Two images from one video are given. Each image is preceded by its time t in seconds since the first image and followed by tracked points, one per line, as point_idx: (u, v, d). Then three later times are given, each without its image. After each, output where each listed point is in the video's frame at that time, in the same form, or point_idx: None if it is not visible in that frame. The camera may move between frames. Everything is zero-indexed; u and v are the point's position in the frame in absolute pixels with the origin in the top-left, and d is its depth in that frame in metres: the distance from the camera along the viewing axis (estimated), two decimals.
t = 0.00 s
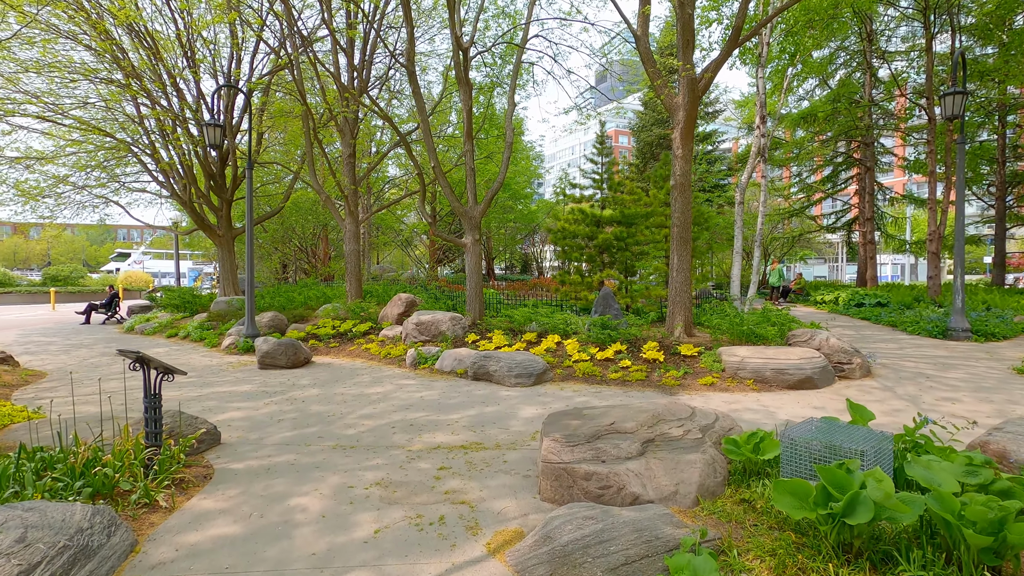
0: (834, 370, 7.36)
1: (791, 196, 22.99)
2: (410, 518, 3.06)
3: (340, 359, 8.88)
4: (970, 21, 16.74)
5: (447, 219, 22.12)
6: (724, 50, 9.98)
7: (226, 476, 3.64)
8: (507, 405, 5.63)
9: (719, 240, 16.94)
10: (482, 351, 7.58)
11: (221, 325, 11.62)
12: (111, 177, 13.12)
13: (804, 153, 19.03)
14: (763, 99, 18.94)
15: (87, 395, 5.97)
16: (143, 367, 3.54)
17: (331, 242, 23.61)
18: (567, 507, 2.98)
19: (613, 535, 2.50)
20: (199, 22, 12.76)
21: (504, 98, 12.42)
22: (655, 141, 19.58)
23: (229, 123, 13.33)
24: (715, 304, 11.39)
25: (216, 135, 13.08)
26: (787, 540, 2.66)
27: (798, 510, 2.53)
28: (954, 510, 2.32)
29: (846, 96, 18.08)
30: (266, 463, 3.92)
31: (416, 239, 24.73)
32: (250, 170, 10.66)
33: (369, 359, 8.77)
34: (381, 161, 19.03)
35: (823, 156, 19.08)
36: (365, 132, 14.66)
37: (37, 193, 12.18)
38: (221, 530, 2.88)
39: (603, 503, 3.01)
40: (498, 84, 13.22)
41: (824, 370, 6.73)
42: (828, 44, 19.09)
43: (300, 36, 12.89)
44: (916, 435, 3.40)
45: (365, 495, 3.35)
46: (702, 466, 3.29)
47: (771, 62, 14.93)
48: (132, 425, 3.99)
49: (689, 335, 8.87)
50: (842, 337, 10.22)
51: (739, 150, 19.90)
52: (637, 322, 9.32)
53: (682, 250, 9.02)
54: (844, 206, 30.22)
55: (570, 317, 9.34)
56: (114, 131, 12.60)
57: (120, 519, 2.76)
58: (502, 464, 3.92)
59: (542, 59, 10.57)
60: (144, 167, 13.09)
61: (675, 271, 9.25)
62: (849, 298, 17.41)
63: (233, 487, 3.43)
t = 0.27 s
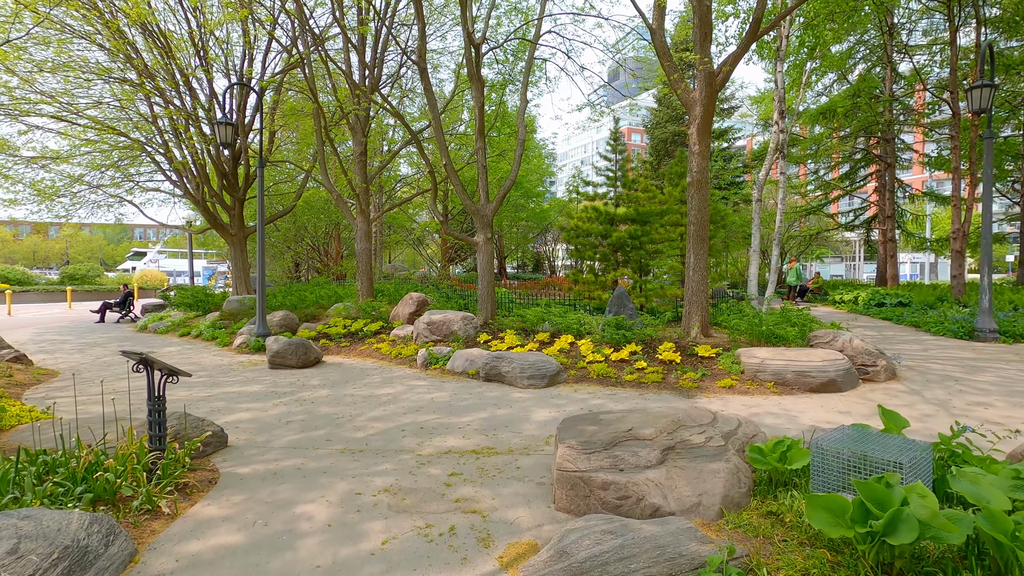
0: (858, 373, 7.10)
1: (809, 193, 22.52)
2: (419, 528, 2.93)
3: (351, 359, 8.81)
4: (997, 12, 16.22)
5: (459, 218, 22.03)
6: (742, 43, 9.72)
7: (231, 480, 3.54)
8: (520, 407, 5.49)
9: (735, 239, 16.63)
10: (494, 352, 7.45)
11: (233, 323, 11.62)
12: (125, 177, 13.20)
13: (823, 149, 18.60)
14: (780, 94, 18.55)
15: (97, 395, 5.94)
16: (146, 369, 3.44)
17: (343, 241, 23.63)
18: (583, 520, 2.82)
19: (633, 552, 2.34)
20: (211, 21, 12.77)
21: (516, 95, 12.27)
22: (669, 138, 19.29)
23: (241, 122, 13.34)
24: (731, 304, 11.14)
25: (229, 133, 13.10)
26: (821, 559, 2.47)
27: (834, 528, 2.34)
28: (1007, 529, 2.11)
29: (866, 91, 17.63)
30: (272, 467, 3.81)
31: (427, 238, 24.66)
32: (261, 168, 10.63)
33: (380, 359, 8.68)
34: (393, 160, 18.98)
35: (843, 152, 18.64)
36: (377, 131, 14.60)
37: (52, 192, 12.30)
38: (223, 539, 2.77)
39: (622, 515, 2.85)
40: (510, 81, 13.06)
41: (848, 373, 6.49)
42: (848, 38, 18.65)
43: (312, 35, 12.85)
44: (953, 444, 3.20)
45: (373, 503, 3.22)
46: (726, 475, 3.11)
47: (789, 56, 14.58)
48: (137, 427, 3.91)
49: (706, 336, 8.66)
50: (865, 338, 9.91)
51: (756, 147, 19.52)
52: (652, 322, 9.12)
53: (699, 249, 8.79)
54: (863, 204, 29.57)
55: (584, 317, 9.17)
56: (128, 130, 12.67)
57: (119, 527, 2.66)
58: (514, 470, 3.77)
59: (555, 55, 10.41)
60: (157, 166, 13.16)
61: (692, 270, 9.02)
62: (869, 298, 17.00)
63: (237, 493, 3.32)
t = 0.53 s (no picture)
0: (883, 375, 6.85)
1: (829, 190, 22.04)
2: (427, 538, 2.80)
3: (362, 358, 8.73)
4: None
5: (471, 216, 21.95)
6: (760, 35, 9.46)
7: (236, 485, 3.45)
8: (533, 410, 5.34)
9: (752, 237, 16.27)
10: (506, 352, 7.31)
11: (246, 323, 11.64)
12: (139, 176, 13.32)
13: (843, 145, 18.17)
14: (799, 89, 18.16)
15: (107, 395, 5.93)
16: (150, 371, 3.37)
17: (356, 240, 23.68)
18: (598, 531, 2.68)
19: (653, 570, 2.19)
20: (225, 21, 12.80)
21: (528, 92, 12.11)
22: (685, 135, 18.98)
23: (253, 121, 13.37)
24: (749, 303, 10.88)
25: (242, 133, 13.13)
26: None
27: (868, 545, 2.17)
28: None
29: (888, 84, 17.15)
30: (279, 471, 3.72)
31: (440, 237, 24.58)
32: (272, 167, 10.61)
33: (391, 359, 8.61)
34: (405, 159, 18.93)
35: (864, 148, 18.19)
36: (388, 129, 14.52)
37: (68, 192, 12.43)
38: (225, 548, 2.67)
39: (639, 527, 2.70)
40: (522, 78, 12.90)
41: (873, 375, 6.25)
42: (869, 31, 18.17)
43: (323, 33, 12.80)
44: (992, 453, 3.00)
45: (380, 510, 3.11)
46: (750, 485, 2.94)
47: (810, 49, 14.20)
48: (143, 429, 3.85)
49: (724, 336, 8.44)
50: (890, 339, 9.59)
51: (773, 143, 19.14)
52: (668, 322, 8.92)
53: (716, 247, 8.58)
54: (884, 201, 28.86)
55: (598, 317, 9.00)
56: (142, 130, 12.77)
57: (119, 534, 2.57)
58: (527, 477, 3.63)
59: (568, 50, 10.25)
60: (171, 166, 13.25)
61: (709, 269, 8.79)
62: (891, 297, 16.56)
63: (241, 498, 3.23)
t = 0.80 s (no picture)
0: (911, 378, 6.57)
1: (850, 186, 21.51)
2: (434, 548, 2.67)
3: (373, 358, 8.66)
4: None
5: (484, 215, 21.85)
6: (781, 27, 9.18)
7: (239, 489, 3.35)
8: (545, 412, 5.19)
9: (771, 235, 15.91)
10: (519, 353, 7.17)
11: (259, 322, 11.66)
12: (155, 176, 13.44)
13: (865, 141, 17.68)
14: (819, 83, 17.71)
15: (118, 393, 5.91)
16: (152, 371, 3.28)
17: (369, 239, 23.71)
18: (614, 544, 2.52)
19: None
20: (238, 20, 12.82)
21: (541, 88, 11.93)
22: (701, 131, 18.64)
23: (267, 120, 13.40)
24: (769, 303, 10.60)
25: (255, 132, 13.16)
26: None
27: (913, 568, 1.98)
28: None
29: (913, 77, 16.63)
30: (284, 474, 3.63)
31: (453, 236, 24.52)
32: (285, 166, 10.59)
33: (402, 358, 8.52)
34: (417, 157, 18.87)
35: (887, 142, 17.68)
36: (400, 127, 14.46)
37: (86, 192, 12.56)
38: (224, 557, 2.57)
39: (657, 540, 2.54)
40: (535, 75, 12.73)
41: (901, 378, 5.98)
42: (893, 22, 17.64)
43: (335, 32, 12.75)
44: None
45: (386, 518, 2.98)
46: (777, 496, 2.76)
47: (831, 41, 13.79)
48: (148, 430, 3.79)
49: (743, 336, 8.21)
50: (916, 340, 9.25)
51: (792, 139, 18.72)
52: (684, 322, 8.70)
53: (735, 245, 8.34)
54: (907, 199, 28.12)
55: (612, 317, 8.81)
56: (158, 130, 12.87)
57: (116, 540, 2.46)
58: (538, 483, 3.48)
59: (581, 45, 10.07)
60: (186, 166, 13.34)
61: (727, 267, 8.55)
62: (915, 296, 16.09)
63: (244, 503, 3.13)
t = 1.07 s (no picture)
0: (942, 382, 6.29)
1: (873, 183, 20.93)
2: (440, 562, 2.55)
3: (386, 358, 8.59)
4: None
5: (498, 214, 21.72)
6: (803, 18, 8.88)
7: (242, 494, 3.27)
8: (558, 416, 5.04)
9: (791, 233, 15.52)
10: (532, 353, 7.03)
11: (273, 320, 11.68)
12: (172, 176, 13.56)
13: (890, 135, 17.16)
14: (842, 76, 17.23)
15: (130, 393, 5.90)
16: (154, 373, 3.21)
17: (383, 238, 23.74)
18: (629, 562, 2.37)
19: None
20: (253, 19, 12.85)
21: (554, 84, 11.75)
22: (718, 127, 18.28)
23: (281, 119, 13.43)
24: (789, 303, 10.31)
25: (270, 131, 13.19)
26: None
27: None
28: None
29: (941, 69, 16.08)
30: (289, 479, 3.54)
31: (467, 234, 24.44)
32: (298, 165, 10.57)
33: (414, 358, 8.43)
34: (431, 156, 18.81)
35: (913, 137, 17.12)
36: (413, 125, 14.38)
37: (105, 191, 12.71)
38: (223, 568, 2.48)
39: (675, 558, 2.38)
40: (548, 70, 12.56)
41: (931, 383, 5.71)
42: (920, 13, 17.08)
43: (348, 29, 12.71)
44: None
45: (391, 528, 2.87)
46: (804, 511, 2.58)
47: (855, 32, 13.37)
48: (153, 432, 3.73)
49: (763, 337, 7.96)
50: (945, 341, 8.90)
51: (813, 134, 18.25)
52: (702, 322, 8.48)
53: (755, 243, 8.09)
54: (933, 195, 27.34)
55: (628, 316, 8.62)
56: (175, 130, 12.98)
57: (112, 550, 2.38)
58: (550, 492, 3.34)
59: (596, 41, 9.88)
60: (203, 165, 13.43)
61: (746, 266, 8.29)
62: (941, 296, 15.60)
63: (246, 510, 3.04)
